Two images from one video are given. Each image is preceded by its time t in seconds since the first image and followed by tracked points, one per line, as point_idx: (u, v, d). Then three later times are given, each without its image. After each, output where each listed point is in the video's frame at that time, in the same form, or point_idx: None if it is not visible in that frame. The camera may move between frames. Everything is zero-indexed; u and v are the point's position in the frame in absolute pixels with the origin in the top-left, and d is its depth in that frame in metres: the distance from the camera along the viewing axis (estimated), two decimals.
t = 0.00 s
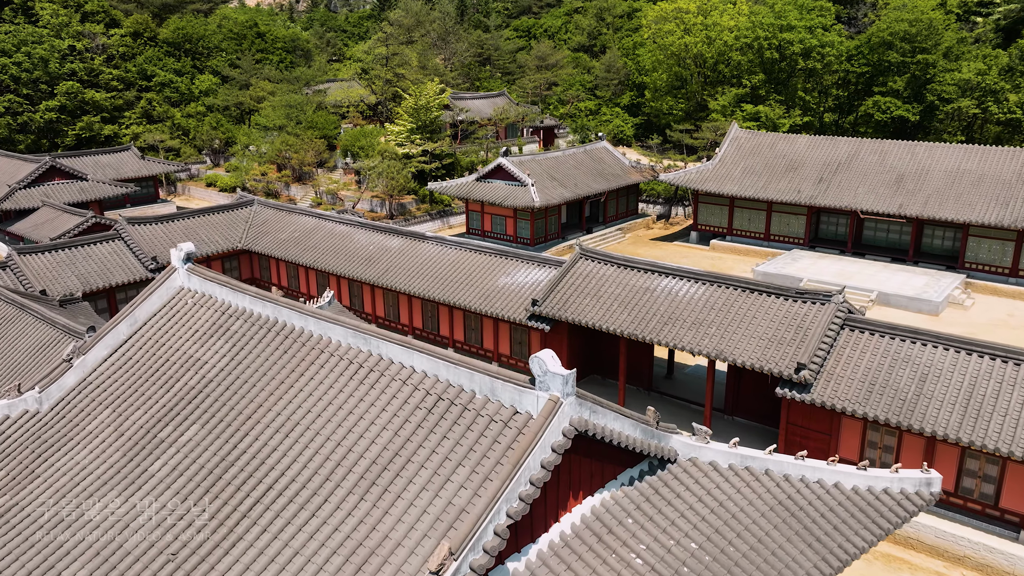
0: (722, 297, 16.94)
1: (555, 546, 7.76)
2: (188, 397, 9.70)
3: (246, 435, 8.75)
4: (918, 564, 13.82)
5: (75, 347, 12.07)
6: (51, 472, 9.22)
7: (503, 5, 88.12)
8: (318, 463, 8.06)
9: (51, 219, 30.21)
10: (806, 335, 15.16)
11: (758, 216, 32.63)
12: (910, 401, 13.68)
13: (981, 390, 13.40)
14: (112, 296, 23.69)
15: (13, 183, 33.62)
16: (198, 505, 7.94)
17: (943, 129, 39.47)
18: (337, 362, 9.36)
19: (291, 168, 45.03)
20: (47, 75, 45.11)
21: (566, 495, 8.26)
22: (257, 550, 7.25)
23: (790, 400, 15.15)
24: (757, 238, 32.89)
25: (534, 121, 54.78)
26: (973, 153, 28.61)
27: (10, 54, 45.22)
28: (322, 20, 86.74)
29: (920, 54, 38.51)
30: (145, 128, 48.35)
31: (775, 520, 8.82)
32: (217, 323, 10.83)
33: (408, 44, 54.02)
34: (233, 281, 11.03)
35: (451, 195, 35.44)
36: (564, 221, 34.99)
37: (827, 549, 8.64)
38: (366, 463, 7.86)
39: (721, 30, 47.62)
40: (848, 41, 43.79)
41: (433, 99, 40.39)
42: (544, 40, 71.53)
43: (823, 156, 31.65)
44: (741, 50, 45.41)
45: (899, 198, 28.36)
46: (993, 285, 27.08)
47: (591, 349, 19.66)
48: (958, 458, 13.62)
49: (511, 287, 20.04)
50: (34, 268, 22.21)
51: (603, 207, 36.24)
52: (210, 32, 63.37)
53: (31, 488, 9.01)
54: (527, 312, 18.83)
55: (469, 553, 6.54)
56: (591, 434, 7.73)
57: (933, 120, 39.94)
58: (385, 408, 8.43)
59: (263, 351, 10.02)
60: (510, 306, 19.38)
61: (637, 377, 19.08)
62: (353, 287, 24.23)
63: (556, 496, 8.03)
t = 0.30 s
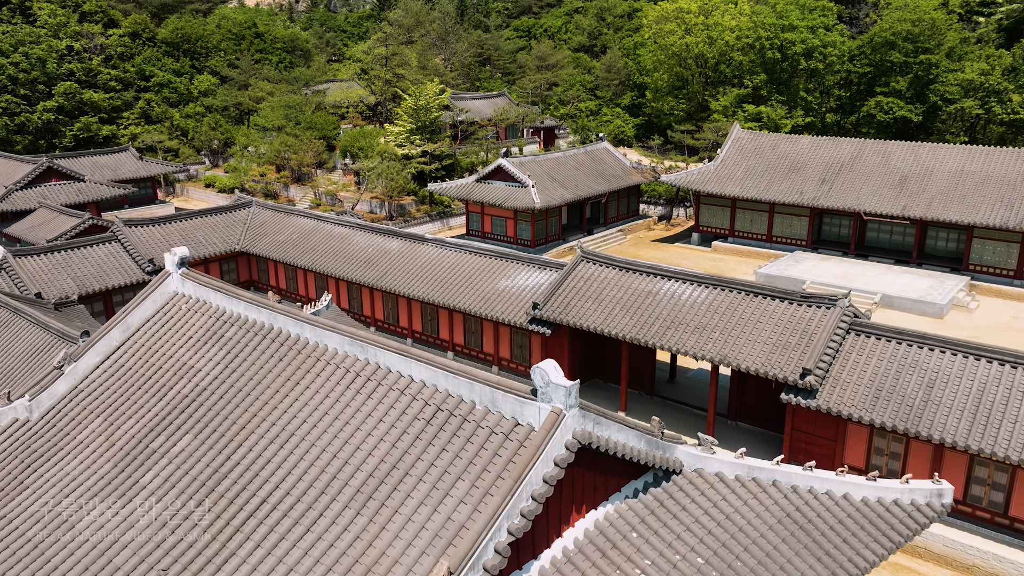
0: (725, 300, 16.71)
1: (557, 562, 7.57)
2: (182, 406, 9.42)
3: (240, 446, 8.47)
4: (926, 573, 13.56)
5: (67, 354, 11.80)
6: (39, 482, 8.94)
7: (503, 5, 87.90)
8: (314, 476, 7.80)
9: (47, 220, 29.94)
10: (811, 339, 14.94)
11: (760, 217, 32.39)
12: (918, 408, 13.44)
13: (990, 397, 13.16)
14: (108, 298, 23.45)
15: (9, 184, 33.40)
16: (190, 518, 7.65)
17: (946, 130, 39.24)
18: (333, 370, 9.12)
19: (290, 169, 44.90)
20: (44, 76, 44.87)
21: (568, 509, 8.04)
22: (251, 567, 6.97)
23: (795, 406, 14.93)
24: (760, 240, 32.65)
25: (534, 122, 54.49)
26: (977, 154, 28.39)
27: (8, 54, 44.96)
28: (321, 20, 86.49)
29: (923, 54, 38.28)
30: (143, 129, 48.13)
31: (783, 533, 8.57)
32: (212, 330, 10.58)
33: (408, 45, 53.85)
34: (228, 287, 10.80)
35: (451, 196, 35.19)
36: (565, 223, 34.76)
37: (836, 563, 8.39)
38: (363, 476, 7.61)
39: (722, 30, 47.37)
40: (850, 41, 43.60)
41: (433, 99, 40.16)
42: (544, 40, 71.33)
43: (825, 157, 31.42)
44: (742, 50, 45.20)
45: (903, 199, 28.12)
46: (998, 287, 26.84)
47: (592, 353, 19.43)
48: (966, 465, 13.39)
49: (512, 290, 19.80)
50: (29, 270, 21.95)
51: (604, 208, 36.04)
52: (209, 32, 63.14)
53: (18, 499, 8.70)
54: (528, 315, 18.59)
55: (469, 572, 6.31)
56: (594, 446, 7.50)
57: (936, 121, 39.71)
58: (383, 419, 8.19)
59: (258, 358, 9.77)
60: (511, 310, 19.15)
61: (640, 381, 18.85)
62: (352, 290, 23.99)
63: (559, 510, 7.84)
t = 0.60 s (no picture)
0: (729, 305, 16.45)
1: None
2: (173, 416, 9.15)
3: (233, 458, 8.20)
4: None
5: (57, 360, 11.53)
6: (25, 494, 8.65)
7: (504, 5, 87.63)
8: (308, 491, 7.53)
9: (43, 221, 29.65)
10: (817, 345, 14.69)
11: (762, 219, 32.14)
12: (926, 415, 13.17)
13: (1000, 404, 12.88)
14: (105, 301, 23.19)
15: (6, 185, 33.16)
16: (180, 533, 7.37)
17: (949, 130, 38.98)
18: (329, 380, 8.86)
19: (289, 170, 44.72)
20: (42, 76, 44.62)
21: (570, 524, 7.80)
22: None
23: (800, 413, 14.68)
24: (762, 241, 32.39)
25: (534, 122, 54.16)
26: (981, 155, 28.15)
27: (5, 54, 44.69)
28: (320, 19, 86.19)
29: (926, 54, 37.98)
30: (142, 130, 47.87)
31: (793, 548, 8.28)
32: (205, 338, 10.32)
33: (407, 45, 53.62)
34: (222, 293, 10.55)
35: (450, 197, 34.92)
36: (565, 224, 34.50)
37: None
38: (359, 491, 7.35)
39: (724, 30, 47.07)
40: (852, 41, 43.33)
41: (432, 100, 39.96)
42: (545, 40, 71.06)
43: (828, 158, 31.17)
44: (744, 50, 44.94)
45: (907, 201, 27.87)
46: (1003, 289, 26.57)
47: (593, 357, 19.18)
48: (976, 474, 13.11)
49: (512, 293, 19.55)
50: (24, 273, 21.68)
51: (605, 209, 35.79)
52: (208, 32, 62.87)
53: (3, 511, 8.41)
54: (529, 319, 18.33)
55: None
56: (598, 462, 7.24)
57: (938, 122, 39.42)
58: (379, 431, 7.94)
59: (253, 366, 9.51)
60: (511, 313, 18.89)
61: (642, 386, 18.58)
62: (350, 293, 23.73)
63: (561, 527, 7.65)
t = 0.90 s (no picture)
0: (733, 309, 16.20)
1: None
2: (165, 426, 8.88)
3: (226, 470, 7.94)
4: None
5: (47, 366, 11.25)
6: (11, 506, 8.38)
7: (504, 5, 87.34)
8: (302, 506, 7.27)
9: (40, 223, 29.36)
10: (823, 350, 14.44)
11: (765, 220, 31.88)
12: (936, 422, 12.91)
13: (1011, 411, 12.61)
14: (101, 304, 22.92)
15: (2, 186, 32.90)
16: (170, 550, 7.10)
17: (952, 131, 38.75)
18: (325, 390, 8.61)
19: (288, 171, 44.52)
20: (39, 76, 44.39)
21: (575, 540, 7.58)
22: None
23: (806, 419, 14.43)
24: (764, 243, 32.12)
25: (534, 123, 53.88)
26: (986, 156, 27.91)
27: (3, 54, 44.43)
28: (320, 19, 85.86)
29: (930, 54, 37.74)
30: (140, 130, 47.60)
31: (803, 563, 8.00)
32: (198, 345, 10.06)
33: (406, 45, 53.40)
34: (216, 299, 10.29)
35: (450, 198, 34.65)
36: (566, 226, 34.25)
37: None
38: (356, 506, 7.09)
39: (725, 30, 46.79)
40: (855, 41, 43.08)
41: (432, 100, 39.73)
42: (545, 40, 70.82)
43: (831, 159, 30.92)
44: (746, 50, 44.69)
45: (911, 202, 27.62)
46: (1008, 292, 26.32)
47: (595, 361, 18.94)
48: (986, 482, 12.83)
49: (513, 297, 19.29)
50: (19, 276, 21.42)
51: (606, 210, 35.52)
52: (207, 32, 62.59)
53: None
54: (530, 323, 18.07)
55: None
56: (603, 476, 6.99)
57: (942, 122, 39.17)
58: (377, 444, 7.68)
59: (247, 375, 9.25)
60: (512, 317, 18.63)
61: (644, 391, 18.33)
62: (349, 295, 23.46)
63: (565, 543, 7.44)
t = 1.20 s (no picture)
0: (738, 313, 15.94)
1: None
2: (156, 436, 8.61)
3: (219, 484, 7.67)
4: None
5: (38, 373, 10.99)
6: None
7: (504, 5, 87.04)
8: (297, 522, 7.01)
9: (36, 225, 29.07)
10: (830, 356, 14.19)
11: (768, 222, 31.62)
12: (946, 429, 12.64)
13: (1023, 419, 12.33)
14: (97, 307, 22.66)
15: None
16: (160, 568, 6.83)
17: (955, 132, 38.57)
18: (321, 401, 8.35)
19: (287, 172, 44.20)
20: (37, 77, 44.19)
21: (580, 558, 7.34)
22: None
23: (813, 426, 14.18)
24: (767, 245, 31.86)
25: (535, 123, 53.60)
26: (991, 157, 27.66)
27: None
28: (319, 20, 85.60)
29: (933, 54, 37.46)
30: (138, 131, 47.31)
31: None
32: (192, 353, 9.80)
33: (406, 45, 53.18)
34: (210, 305, 10.03)
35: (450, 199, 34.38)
36: (567, 227, 34.02)
37: None
38: (352, 523, 6.84)
39: (727, 30, 46.52)
40: (857, 41, 42.84)
41: (432, 101, 39.54)
42: (546, 40, 70.56)
43: (835, 160, 30.66)
44: (748, 50, 44.44)
45: (916, 203, 27.35)
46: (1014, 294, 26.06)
47: (597, 365, 18.68)
48: (998, 491, 12.55)
49: (514, 300, 19.01)
50: (13, 279, 21.16)
51: (607, 212, 35.25)
52: (205, 32, 62.35)
53: None
54: (531, 327, 17.80)
55: None
56: (610, 493, 6.72)
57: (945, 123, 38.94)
58: (375, 457, 7.43)
59: (241, 384, 8.99)
60: (513, 321, 18.36)
61: (647, 395, 18.08)
62: (348, 298, 23.19)
63: (570, 561, 7.18)
